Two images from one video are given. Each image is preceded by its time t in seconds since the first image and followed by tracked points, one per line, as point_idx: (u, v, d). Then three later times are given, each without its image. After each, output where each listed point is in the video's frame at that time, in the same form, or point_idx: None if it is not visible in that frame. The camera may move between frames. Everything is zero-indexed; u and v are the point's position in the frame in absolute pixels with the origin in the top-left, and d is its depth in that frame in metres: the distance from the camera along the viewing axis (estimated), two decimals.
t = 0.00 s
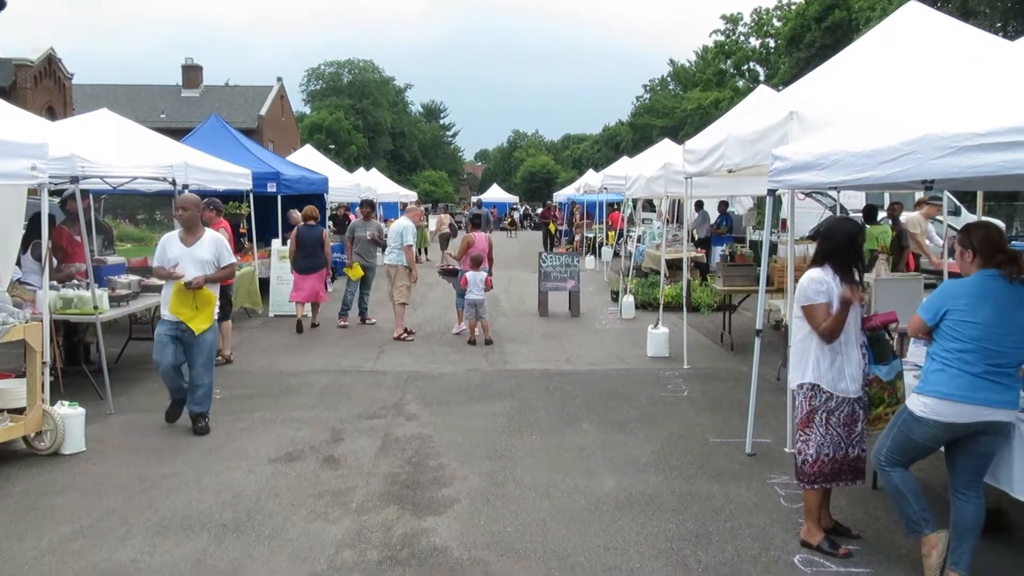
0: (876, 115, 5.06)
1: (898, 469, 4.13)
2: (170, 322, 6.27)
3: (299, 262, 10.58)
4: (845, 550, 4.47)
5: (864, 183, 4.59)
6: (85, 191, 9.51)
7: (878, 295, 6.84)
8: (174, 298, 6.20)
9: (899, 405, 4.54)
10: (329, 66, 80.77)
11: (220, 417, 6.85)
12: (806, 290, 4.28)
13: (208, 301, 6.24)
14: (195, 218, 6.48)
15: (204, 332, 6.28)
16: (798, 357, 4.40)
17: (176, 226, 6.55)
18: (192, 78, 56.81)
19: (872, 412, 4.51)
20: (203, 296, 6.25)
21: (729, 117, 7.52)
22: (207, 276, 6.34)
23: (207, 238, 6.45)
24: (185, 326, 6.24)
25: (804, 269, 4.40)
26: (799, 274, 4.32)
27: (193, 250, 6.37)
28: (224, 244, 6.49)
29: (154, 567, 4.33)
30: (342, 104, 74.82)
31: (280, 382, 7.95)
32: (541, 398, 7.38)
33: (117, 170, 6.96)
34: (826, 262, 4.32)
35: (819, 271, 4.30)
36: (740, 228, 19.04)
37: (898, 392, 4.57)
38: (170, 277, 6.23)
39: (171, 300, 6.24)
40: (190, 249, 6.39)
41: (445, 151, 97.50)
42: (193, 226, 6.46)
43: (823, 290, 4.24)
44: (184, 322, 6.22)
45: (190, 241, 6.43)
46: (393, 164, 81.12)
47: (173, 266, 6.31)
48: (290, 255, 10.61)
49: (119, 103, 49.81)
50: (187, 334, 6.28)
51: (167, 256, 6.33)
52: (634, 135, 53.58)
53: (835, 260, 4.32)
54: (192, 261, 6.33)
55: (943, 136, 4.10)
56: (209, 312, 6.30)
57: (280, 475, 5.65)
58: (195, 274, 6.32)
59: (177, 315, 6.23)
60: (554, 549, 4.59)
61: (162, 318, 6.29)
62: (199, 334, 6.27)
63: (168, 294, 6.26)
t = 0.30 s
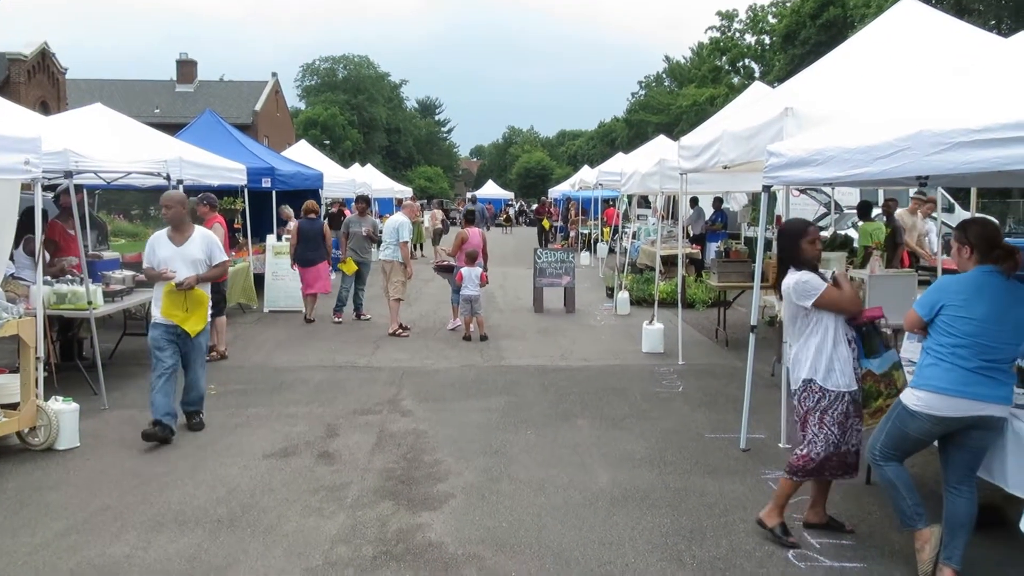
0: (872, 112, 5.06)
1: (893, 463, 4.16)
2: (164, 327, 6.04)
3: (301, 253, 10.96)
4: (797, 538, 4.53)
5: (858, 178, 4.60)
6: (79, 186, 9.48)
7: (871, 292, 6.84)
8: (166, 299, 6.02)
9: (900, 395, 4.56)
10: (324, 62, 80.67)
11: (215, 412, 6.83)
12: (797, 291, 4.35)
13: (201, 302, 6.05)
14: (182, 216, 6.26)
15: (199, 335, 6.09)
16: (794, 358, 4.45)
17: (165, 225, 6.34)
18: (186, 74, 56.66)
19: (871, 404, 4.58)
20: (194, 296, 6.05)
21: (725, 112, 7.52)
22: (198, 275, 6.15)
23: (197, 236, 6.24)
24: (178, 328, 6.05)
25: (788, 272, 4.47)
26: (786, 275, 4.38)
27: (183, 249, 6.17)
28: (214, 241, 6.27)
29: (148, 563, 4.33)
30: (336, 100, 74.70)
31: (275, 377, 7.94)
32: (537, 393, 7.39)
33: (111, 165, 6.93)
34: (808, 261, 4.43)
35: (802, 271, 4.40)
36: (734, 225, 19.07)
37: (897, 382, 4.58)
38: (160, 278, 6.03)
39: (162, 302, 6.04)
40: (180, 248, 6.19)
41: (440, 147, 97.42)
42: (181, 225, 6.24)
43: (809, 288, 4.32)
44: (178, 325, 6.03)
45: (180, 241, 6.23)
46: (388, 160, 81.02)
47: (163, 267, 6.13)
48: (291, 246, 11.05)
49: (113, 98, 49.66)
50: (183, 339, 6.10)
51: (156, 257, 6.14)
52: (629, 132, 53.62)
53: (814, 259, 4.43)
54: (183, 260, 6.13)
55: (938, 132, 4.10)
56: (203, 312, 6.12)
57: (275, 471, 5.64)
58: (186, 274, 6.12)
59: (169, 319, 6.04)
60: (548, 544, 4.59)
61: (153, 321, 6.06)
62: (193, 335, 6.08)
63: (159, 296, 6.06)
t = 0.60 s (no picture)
0: (862, 108, 5.08)
1: (882, 457, 4.18)
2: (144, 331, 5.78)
3: (299, 250, 11.08)
4: (779, 535, 4.56)
5: (847, 175, 4.62)
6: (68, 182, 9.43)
7: (861, 290, 6.86)
8: (145, 299, 5.71)
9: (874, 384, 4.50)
10: (316, 58, 80.51)
11: (205, 409, 6.81)
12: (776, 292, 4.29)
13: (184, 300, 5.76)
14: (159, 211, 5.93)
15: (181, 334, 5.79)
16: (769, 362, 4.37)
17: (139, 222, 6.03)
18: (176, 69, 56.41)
19: (849, 397, 4.48)
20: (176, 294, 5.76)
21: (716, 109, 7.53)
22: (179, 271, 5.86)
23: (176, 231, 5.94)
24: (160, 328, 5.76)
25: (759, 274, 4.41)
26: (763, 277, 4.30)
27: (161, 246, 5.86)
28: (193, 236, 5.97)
29: (138, 559, 4.31)
30: (328, 96, 74.51)
31: (266, 374, 7.92)
32: (528, 389, 7.40)
33: (100, 161, 6.89)
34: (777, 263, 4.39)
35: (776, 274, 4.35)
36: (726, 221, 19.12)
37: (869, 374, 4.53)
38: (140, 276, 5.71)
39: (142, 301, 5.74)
40: (158, 245, 5.88)
41: (432, 143, 97.28)
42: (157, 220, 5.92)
43: (789, 289, 4.27)
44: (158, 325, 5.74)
45: (157, 237, 5.91)
46: (380, 157, 80.89)
47: (141, 265, 5.83)
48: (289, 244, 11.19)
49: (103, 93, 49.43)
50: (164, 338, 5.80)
51: (133, 255, 5.83)
52: (621, 128, 53.71)
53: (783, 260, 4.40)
54: (162, 257, 5.85)
55: (928, 128, 4.12)
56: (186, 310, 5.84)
57: (266, 467, 5.63)
58: (167, 271, 5.85)
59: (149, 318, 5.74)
60: (540, 539, 4.60)
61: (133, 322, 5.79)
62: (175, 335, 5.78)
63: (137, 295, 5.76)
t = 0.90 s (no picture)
0: (848, 106, 5.10)
1: (867, 452, 4.20)
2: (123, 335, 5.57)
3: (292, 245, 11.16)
4: (766, 530, 4.58)
5: (832, 171, 4.65)
6: (53, 177, 9.35)
7: (846, 286, 6.89)
8: (122, 299, 5.50)
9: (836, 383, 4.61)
10: (305, 54, 80.25)
11: (192, 406, 6.78)
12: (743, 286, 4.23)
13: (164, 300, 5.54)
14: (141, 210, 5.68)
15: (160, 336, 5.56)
16: (729, 353, 4.38)
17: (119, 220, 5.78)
18: (164, 64, 56.13)
19: (812, 395, 4.58)
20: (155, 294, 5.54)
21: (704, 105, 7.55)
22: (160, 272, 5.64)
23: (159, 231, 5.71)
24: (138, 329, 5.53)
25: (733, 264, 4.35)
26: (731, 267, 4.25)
27: (142, 246, 5.63)
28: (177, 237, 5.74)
29: (124, 556, 4.29)
30: (317, 92, 74.30)
31: (253, 370, 7.89)
32: (516, 385, 7.40)
33: (85, 156, 6.84)
34: (757, 257, 4.30)
35: (751, 267, 4.28)
36: (714, 218, 19.17)
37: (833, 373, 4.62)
38: (120, 276, 5.51)
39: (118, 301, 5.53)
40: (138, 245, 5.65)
41: (421, 140, 97.14)
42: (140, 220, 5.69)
43: (756, 285, 4.22)
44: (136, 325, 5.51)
45: (138, 236, 5.68)
46: (369, 154, 80.68)
47: (121, 264, 5.63)
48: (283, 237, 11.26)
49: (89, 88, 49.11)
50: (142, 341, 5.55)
51: (112, 254, 5.62)
52: (611, 124, 53.81)
53: (764, 255, 4.30)
54: (143, 257, 5.63)
55: (912, 125, 4.13)
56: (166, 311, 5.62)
57: (253, 464, 5.61)
58: (148, 271, 5.62)
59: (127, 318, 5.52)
60: (527, 535, 4.61)
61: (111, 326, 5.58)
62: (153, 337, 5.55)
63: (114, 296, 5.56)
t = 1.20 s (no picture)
0: (836, 101, 5.12)
1: (854, 446, 4.22)
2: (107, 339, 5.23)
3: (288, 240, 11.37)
4: (754, 523, 4.60)
5: (819, 166, 4.68)
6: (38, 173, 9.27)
7: (834, 281, 6.92)
8: (111, 302, 5.19)
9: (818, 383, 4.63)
10: (292, 49, 79.94)
11: (180, 403, 6.74)
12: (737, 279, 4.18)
13: (156, 302, 5.25)
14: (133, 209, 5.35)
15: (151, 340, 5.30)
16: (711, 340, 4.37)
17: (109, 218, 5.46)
18: (150, 60, 55.78)
19: (792, 392, 4.61)
20: (148, 298, 5.27)
21: (693, 101, 7.56)
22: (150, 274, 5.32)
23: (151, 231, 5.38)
24: (127, 332, 5.24)
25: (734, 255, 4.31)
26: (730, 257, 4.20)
27: (133, 246, 5.31)
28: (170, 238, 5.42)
29: (112, 554, 4.27)
30: (304, 88, 74.05)
31: (242, 367, 7.86)
32: (505, 381, 7.41)
33: (71, 152, 6.79)
34: (755, 252, 4.23)
35: (747, 262, 4.22)
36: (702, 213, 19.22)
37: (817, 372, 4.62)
38: (107, 278, 5.20)
39: (106, 303, 5.22)
40: (128, 245, 5.33)
41: (409, 137, 96.93)
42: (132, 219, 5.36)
43: (749, 282, 4.17)
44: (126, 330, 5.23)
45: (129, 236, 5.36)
46: (358, 151, 80.48)
47: (109, 265, 5.30)
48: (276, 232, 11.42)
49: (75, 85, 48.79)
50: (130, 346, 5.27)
51: (99, 254, 5.29)
52: (599, 120, 53.91)
53: (763, 250, 4.24)
54: (132, 258, 5.31)
55: (900, 119, 4.14)
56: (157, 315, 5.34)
57: (242, 461, 5.59)
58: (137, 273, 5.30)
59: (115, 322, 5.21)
60: (518, 530, 4.61)
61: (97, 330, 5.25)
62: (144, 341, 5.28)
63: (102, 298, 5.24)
